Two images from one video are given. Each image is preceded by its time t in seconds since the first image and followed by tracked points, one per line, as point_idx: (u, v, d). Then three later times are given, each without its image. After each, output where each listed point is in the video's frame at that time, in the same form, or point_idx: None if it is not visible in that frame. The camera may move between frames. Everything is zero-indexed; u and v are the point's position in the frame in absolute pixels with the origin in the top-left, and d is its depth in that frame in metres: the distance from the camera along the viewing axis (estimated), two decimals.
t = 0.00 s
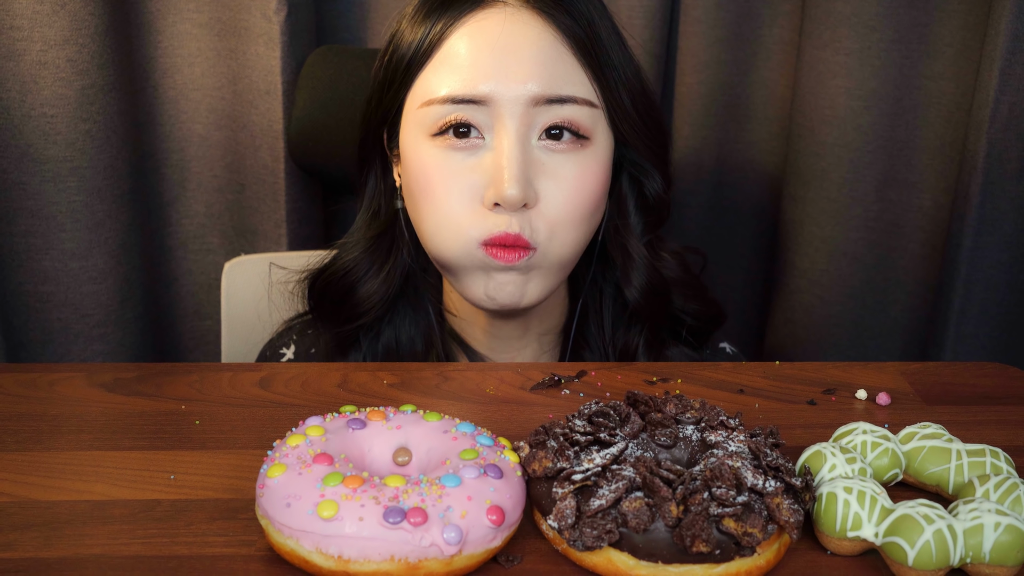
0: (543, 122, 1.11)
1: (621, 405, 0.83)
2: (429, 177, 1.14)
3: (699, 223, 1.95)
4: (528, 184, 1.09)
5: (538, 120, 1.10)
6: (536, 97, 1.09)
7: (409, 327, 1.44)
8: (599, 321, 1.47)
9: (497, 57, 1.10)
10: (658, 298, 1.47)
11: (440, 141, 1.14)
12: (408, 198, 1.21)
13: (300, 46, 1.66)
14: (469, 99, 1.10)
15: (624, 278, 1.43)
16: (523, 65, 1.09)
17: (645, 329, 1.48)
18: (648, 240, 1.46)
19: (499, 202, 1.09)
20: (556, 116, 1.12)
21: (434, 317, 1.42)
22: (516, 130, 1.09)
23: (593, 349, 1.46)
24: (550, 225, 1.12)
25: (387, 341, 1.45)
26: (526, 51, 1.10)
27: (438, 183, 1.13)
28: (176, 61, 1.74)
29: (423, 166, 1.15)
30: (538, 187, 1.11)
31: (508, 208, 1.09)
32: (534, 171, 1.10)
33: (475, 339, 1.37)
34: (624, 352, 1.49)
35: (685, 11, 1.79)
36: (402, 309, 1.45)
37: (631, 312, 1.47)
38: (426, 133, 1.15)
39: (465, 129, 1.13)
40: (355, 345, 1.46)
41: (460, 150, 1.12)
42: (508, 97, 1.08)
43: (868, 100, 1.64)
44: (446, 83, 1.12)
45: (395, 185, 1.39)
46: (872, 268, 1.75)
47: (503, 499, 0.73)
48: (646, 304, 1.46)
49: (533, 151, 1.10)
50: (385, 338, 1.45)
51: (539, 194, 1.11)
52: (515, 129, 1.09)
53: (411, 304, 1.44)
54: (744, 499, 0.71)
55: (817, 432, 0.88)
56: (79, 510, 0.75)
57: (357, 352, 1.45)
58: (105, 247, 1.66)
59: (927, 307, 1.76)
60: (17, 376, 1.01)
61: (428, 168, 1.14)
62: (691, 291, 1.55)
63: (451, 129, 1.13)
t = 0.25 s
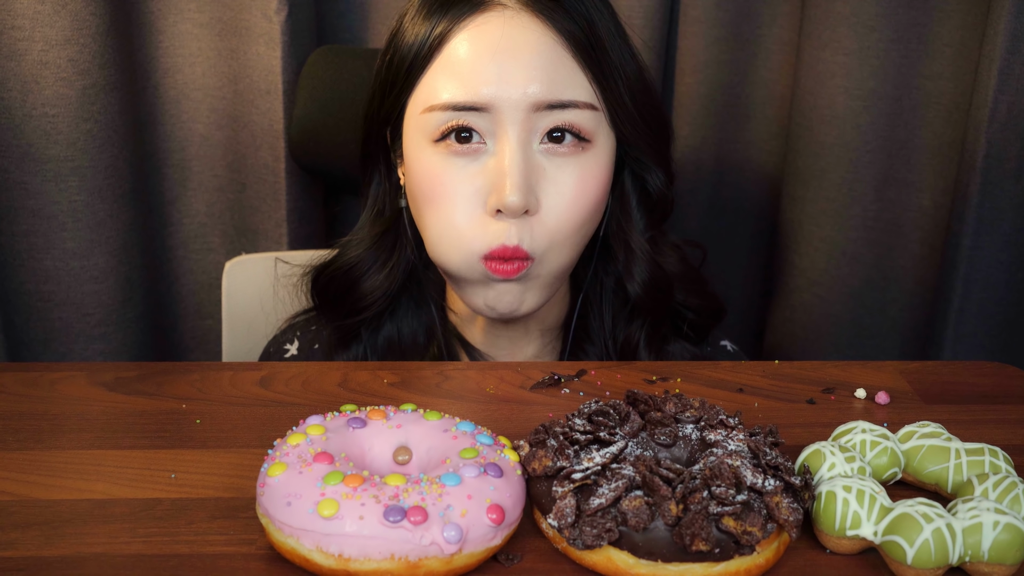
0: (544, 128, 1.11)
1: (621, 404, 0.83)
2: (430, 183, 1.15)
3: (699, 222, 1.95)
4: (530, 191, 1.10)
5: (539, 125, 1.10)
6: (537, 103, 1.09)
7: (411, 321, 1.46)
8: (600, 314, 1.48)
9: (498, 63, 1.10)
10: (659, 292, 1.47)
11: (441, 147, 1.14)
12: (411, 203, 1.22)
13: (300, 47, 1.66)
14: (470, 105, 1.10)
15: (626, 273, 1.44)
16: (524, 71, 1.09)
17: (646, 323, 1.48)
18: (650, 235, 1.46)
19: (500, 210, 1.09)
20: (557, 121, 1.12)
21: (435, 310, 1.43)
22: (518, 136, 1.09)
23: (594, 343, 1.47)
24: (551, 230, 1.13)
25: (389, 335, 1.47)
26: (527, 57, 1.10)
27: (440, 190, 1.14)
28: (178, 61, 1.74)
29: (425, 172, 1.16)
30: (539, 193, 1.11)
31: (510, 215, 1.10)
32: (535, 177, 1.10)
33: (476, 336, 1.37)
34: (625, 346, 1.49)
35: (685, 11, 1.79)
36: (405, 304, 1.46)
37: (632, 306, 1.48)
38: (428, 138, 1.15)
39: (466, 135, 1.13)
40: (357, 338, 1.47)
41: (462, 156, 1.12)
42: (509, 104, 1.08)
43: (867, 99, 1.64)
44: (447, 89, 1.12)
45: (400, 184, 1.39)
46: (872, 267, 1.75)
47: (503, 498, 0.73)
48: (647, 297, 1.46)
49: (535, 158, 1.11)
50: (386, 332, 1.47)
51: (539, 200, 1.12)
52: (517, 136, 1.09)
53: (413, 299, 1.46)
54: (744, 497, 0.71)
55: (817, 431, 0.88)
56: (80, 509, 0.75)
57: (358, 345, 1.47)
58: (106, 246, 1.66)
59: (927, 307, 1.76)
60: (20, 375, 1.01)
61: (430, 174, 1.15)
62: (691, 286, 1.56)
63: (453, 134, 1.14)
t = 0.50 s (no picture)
0: (545, 122, 1.11)
1: (621, 404, 0.83)
2: (431, 179, 1.15)
3: (699, 222, 1.96)
4: (532, 185, 1.10)
5: (540, 120, 1.11)
6: (538, 97, 1.09)
7: (411, 324, 1.45)
8: (600, 314, 1.47)
9: (499, 57, 1.10)
10: (659, 291, 1.47)
11: (442, 142, 1.14)
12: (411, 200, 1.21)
13: (300, 47, 1.66)
14: (471, 100, 1.10)
15: (626, 271, 1.44)
16: (525, 66, 1.10)
17: (645, 323, 1.49)
18: (651, 232, 1.46)
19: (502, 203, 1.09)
20: (558, 116, 1.12)
21: (435, 311, 1.43)
22: (519, 131, 1.09)
23: (593, 343, 1.47)
24: (553, 225, 1.13)
25: (389, 338, 1.47)
26: (527, 52, 1.10)
27: (441, 185, 1.14)
28: (179, 61, 1.74)
29: (426, 168, 1.16)
30: (541, 187, 1.11)
31: (512, 209, 1.10)
32: (537, 171, 1.10)
33: (477, 334, 1.38)
34: (624, 345, 1.49)
35: (685, 11, 1.79)
36: (405, 306, 1.46)
37: (632, 305, 1.48)
38: (429, 135, 1.15)
39: (467, 130, 1.13)
40: (357, 341, 1.47)
41: (463, 152, 1.12)
42: (511, 98, 1.08)
43: (866, 99, 1.65)
44: (448, 84, 1.12)
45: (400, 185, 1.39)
46: (871, 267, 1.75)
47: (503, 497, 0.73)
48: (648, 296, 1.46)
49: (536, 152, 1.11)
50: (387, 335, 1.46)
51: (541, 194, 1.11)
52: (518, 130, 1.09)
53: (413, 301, 1.46)
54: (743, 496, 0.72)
55: (816, 430, 0.88)
56: (81, 507, 0.75)
57: (358, 348, 1.47)
58: (107, 245, 1.66)
59: (926, 306, 1.76)
60: (20, 374, 1.01)
61: (431, 170, 1.15)
62: (690, 286, 1.56)
63: (454, 129, 1.14)
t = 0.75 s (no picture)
0: (547, 106, 1.12)
1: (620, 403, 0.83)
2: (436, 170, 1.14)
3: (698, 222, 1.96)
4: (537, 168, 1.10)
5: (541, 104, 1.11)
6: (539, 80, 1.10)
7: (411, 329, 1.45)
8: (600, 314, 1.47)
9: (499, 43, 1.11)
10: (660, 289, 1.47)
11: (445, 132, 1.14)
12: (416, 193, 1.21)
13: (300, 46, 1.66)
14: (472, 87, 1.11)
15: (628, 268, 1.44)
16: (524, 51, 1.10)
17: (646, 321, 1.48)
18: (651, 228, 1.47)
19: (509, 187, 1.09)
20: (559, 100, 1.13)
21: (436, 320, 1.43)
22: (521, 115, 1.10)
23: (593, 345, 1.47)
24: (561, 208, 1.12)
25: (389, 345, 1.47)
26: (526, 37, 1.11)
27: (446, 175, 1.13)
28: (179, 60, 1.74)
29: (429, 160, 1.15)
30: (547, 171, 1.11)
31: (519, 192, 1.10)
32: (541, 155, 1.11)
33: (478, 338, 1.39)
34: (625, 343, 1.49)
35: (684, 11, 1.79)
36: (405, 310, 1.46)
37: (632, 303, 1.48)
38: (431, 125, 1.15)
39: (470, 119, 1.13)
40: (357, 347, 1.47)
41: (466, 140, 1.12)
42: (512, 83, 1.09)
43: (865, 99, 1.65)
44: (449, 74, 1.13)
45: (399, 188, 1.40)
46: (870, 267, 1.76)
47: (503, 496, 0.73)
48: (649, 293, 1.46)
49: (540, 136, 1.11)
50: (387, 342, 1.47)
51: (547, 178, 1.11)
52: (521, 114, 1.10)
53: (413, 306, 1.46)
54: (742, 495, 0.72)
55: (815, 430, 0.89)
56: (83, 506, 0.75)
57: (358, 354, 1.47)
58: (108, 245, 1.66)
59: (926, 306, 1.77)
60: (21, 373, 1.01)
61: (434, 161, 1.15)
62: (691, 285, 1.57)
63: (456, 119, 1.14)
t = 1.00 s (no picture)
0: (549, 112, 1.11)
1: (620, 402, 0.84)
2: (438, 171, 1.15)
3: (698, 221, 1.96)
4: (538, 173, 1.10)
5: (544, 110, 1.11)
6: (541, 86, 1.10)
7: (413, 325, 1.45)
8: (600, 314, 1.47)
9: (502, 48, 1.11)
10: (659, 290, 1.47)
11: (447, 134, 1.14)
12: (417, 194, 1.21)
13: (300, 46, 1.67)
14: (475, 91, 1.11)
15: (627, 269, 1.44)
16: (527, 56, 1.10)
17: (646, 321, 1.49)
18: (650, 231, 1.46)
19: (509, 191, 1.09)
20: (562, 106, 1.12)
21: (437, 315, 1.43)
22: (523, 120, 1.09)
23: (594, 344, 1.46)
24: (561, 214, 1.12)
25: (390, 341, 1.46)
26: (530, 42, 1.11)
27: (447, 177, 1.14)
28: (180, 60, 1.75)
29: (431, 161, 1.16)
30: (547, 176, 1.11)
31: (518, 197, 1.10)
32: (542, 160, 1.10)
33: (479, 335, 1.40)
34: (625, 344, 1.49)
35: (684, 11, 1.80)
36: (406, 307, 1.45)
37: (632, 304, 1.48)
38: (433, 127, 1.16)
39: (472, 122, 1.13)
40: (360, 344, 1.46)
41: (468, 143, 1.13)
42: (514, 87, 1.09)
43: (864, 99, 1.65)
44: (452, 76, 1.13)
45: (400, 185, 1.41)
46: (869, 266, 1.76)
47: (503, 494, 0.74)
48: (649, 295, 1.46)
49: (541, 141, 1.11)
50: (389, 338, 1.46)
51: (548, 182, 1.11)
52: (522, 119, 1.09)
53: (415, 303, 1.46)
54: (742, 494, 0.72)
55: (815, 428, 0.89)
56: (84, 505, 0.75)
57: (360, 351, 1.46)
58: (109, 244, 1.67)
59: (925, 305, 1.77)
60: (22, 372, 1.02)
61: (436, 162, 1.15)
62: (690, 285, 1.58)
63: (458, 121, 1.14)
